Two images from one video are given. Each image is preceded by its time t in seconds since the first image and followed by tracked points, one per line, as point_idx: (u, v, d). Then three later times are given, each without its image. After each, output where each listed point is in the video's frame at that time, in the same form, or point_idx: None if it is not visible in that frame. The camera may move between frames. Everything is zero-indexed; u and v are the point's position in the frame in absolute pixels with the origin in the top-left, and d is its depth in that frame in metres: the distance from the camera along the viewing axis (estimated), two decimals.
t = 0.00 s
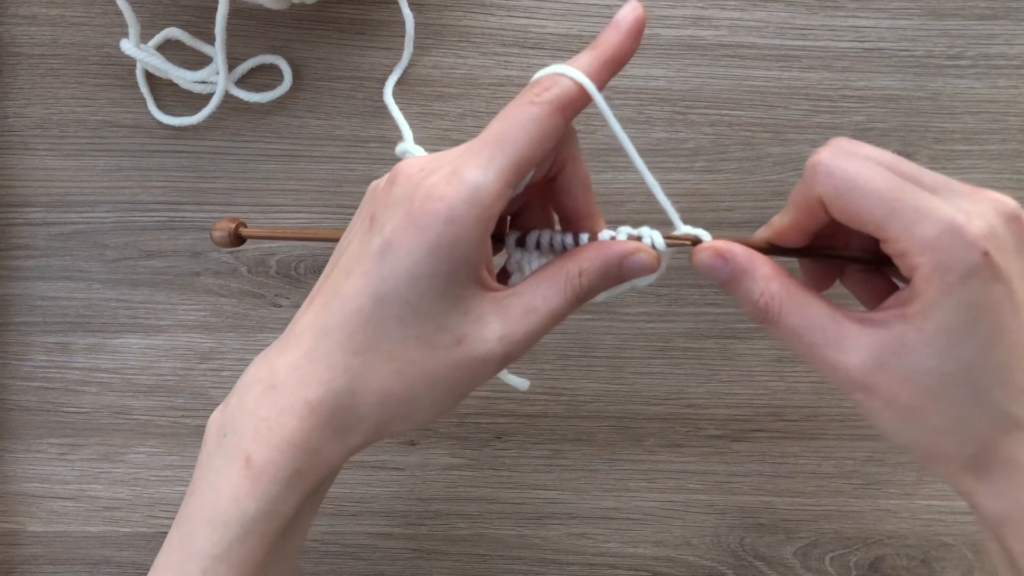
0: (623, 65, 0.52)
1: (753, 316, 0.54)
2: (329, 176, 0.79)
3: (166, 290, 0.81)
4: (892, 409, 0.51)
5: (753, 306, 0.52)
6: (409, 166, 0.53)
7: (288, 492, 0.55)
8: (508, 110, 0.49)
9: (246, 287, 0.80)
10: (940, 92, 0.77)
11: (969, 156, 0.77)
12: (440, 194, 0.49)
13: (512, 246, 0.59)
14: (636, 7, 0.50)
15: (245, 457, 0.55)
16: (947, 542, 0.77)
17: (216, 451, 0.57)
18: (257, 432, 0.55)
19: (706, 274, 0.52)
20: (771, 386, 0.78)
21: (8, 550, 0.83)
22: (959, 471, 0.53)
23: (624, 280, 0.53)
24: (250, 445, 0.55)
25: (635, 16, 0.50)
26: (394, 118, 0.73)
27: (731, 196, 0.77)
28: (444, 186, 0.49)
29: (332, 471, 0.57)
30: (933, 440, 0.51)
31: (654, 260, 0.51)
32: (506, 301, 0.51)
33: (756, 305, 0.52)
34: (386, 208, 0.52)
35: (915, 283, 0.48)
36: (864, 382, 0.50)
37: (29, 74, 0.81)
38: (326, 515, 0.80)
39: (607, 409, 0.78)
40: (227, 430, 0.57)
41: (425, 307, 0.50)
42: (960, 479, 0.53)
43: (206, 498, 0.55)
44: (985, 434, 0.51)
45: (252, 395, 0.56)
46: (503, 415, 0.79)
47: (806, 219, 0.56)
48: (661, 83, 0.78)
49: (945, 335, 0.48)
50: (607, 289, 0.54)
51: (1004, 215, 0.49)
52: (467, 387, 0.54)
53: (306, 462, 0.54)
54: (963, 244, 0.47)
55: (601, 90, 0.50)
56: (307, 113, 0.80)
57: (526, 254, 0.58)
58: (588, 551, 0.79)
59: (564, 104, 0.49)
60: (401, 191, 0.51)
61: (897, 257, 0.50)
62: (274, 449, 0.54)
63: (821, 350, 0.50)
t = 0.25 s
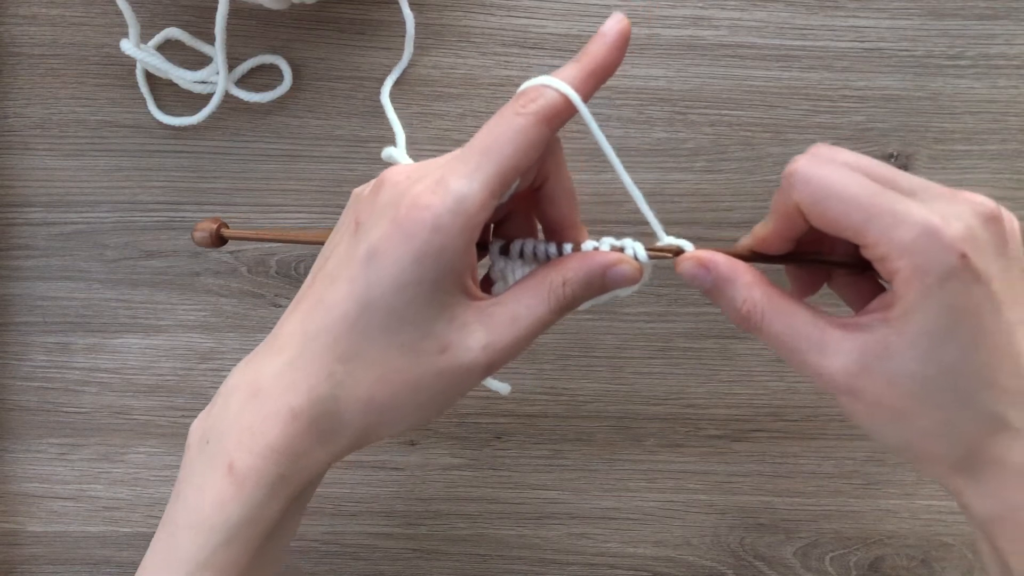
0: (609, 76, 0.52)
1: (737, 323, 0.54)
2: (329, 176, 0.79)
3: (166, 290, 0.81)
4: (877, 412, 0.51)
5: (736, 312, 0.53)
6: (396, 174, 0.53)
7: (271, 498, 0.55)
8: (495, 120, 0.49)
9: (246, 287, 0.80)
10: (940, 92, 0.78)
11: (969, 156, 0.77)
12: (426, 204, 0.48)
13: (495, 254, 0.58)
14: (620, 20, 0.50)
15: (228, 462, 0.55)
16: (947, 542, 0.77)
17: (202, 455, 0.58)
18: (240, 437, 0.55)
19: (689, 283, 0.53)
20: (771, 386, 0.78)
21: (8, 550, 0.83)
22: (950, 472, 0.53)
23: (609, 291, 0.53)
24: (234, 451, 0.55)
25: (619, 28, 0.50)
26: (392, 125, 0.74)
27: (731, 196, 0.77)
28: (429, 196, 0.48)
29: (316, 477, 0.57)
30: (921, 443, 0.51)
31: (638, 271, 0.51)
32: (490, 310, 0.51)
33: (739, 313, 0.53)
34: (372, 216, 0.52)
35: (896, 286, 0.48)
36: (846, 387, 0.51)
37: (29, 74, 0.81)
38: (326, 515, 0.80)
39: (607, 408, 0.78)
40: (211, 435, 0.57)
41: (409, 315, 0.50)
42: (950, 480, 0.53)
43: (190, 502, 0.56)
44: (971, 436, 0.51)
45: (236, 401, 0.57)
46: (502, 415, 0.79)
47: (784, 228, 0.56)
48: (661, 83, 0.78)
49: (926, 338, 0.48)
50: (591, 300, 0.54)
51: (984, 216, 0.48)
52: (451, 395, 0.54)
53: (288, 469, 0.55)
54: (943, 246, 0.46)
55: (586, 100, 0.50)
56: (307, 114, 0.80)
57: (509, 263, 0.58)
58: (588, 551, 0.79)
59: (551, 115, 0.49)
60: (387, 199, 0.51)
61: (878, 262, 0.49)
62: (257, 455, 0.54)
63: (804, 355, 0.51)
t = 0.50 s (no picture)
0: (610, 106, 0.52)
1: (728, 339, 0.54)
2: (329, 176, 0.79)
3: (166, 290, 0.81)
4: (876, 419, 0.51)
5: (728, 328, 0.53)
6: (396, 192, 0.53)
7: (256, 512, 0.55)
8: (498, 145, 0.49)
9: (246, 287, 0.80)
10: (940, 92, 0.77)
11: (969, 156, 0.77)
12: (427, 225, 0.49)
13: (487, 276, 0.58)
14: (623, 52, 0.50)
15: (213, 476, 0.55)
16: (947, 542, 0.77)
17: (185, 469, 0.57)
18: (225, 451, 0.55)
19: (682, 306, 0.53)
20: (771, 386, 0.78)
21: (7, 551, 0.83)
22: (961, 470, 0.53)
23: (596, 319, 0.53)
24: (219, 465, 0.55)
25: (622, 60, 0.50)
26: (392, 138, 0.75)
27: (731, 196, 0.77)
28: (432, 217, 0.49)
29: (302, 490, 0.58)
30: (927, 446, 0.51)
31: (627, 303, 0.52)
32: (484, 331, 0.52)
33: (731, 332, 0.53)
34: (369, 232, 0.52)
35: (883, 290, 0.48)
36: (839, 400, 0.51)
37: (29, 75, 0.81)
38: (326, 515, 0.80)
39: (607, 409, 0.78)
40: (195, 448, 0.57)
41: (404, 333, 0.51)
42: (962, 478, 0.53)
43: (174, 515, 0.56)
44: (978, 433, 0.51)
45: (222, 414, 0.56)
46: (502, 415, 0.79)
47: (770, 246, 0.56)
48: (661, 83, 0.78)
49: (920, 342, 0.48)
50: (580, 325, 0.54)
51: (965, 212, 0.48)
52: (440, 413, 0.54)
53: (274, 483, 0.55)
54: (934, 260, 0.46)
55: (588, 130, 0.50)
56: (307, 113, 0.80)
57: (501, 287, 0.58)
58: (588, 551, 0.79)
59: (553, 142, 0.49)
60: (387, 217, 0.51)
61: (862, 268, 0.49)
62: (242, 470, 0.54)
63: (798, 369, 0.51)
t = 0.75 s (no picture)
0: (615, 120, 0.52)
1: (728, 349, 0.53)
2: (329, 175, 0.79)
3: (166, 290, 0.81)
4: (881, 426, 0.51)
5: (729, 337, 0.52)
6: (401, 201, 0.52)
7: (252, 519, 0.56)
8: (505, 156, 0.48)
9: (246, 286, 0.80)
10: (940, 92, 0.78)
11: (969, 156, 0.77)
12: (431, 235, 0.48)
13: (488, 287, 0.58)
14: (630, 66, 0.50)
15: (210, 483, 0.55)
16: (947, 542, 0.77)
17: (183, 474, 0.57)
18: (222, 458, 0.55)
19: (683, 317, 0.53)
20: (771, 386, 0.78)
21: (7, 551, 0.83)
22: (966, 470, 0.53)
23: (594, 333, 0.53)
24: (216, 472, 0.55)
25: (628, 75, 0.50)
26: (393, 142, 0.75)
27: (731, 196, 0.77)
28: (437, 226, 0.48)
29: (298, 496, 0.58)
30: (931, 449, 0.51)
31: (626, 317, 0.52)
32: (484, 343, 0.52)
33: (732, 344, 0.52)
34: (373, 240, 0.52)
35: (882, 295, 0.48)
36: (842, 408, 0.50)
37: (29, 75, 0.81)
38: (326, 515, 0.80)
39: (607, 409, 0.78)
40: (192, 453, 0.57)
41: (406, 342, 0.50)
42: (968, 480, 0.53)
43: (171, 520, 0.56)
44: (985, 434, 0.51)
45: (219, 421, 0.56)
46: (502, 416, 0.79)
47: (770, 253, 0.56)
48: (661, 83, 0.78)
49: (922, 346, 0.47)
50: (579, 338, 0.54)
51: (958, 211, 0.49)
52: (438, 423, 0.54)
53: (271, 491, 0.55)
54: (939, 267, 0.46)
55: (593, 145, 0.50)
56: (307, 113, 0.80)
57: (502, 297, 0.58)
58: (588, 551, 0.79)
59: (559, 154, 0.49)
60: (392, 226, 0.51)
61: (858, 271, 0.48)
62: (239, 477, 0.54)
63: (799, 377, 0.50)
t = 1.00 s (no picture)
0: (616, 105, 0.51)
1: (729, 344, 0.53)
2: (329, 175, 0.79)
3: (166, 290, 0.81)
4: (882, 425, 0.51)
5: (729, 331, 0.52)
6: (399, 191, 0.52)
7: (251, 512, 0.56)
8: (502, 145, 0.48)
9: (246, 287, 0.80)
10: (940, 92, 0.77)
11: (969, 156, 0.77)
12: (428, 225, 0.48)
13: (490, 278, 0.59)
14: (631, 49, 0.50)
15: (208, 476, 0.55)
16: (948, 542, 0.77)
17: (183, 468, 0.58)
18: (220, 451, 0.55)
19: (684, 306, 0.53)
20: (771, 386, 0.78)
21: (7, 551, 0.83)
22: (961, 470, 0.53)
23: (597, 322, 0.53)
24: (214, 465, 0.55)
25: (629, 58, 0.50)
26: (393, 134, 0.74)
27: (731, 196, 0.77)
28: (433, 216, 0.48)
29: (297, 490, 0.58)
30: (928, 447, 0.52)
31: (631, 306, 0.52)
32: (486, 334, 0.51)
33: (733, 339, 0.52)
34: (370, 231, 0.51)
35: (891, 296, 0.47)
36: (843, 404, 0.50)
37: (30, 74, 0.81)
38: (326, 515, 0.80)
39: (607, 409, 0.78)
40: (190, 447, 0.57)
41: (403, 335, 0.50)
42: (962, 478, 0.54)
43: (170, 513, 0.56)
44: (983, 436, 0.51)
45: (216, 414, 0.56)
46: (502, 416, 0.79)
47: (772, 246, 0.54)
48: (661, 83, 0.78)
49: (925, 348, 0.47)
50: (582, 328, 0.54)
51: (970, 214, 0.48)
52: (438, 416, 0.54)
53: (269, 484, 0.55)
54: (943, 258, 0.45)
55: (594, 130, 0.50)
56: (307, 113, 0.80)
57: (503, 288, 0.58)
58: (588, 551, 0.79)
59: (557, 141, 0.48)
60: (388, 216, 0.51)
61: (868, 270, 0.48)
62: (236, 470, 0.54)
63: (801, 372, 0.50)
